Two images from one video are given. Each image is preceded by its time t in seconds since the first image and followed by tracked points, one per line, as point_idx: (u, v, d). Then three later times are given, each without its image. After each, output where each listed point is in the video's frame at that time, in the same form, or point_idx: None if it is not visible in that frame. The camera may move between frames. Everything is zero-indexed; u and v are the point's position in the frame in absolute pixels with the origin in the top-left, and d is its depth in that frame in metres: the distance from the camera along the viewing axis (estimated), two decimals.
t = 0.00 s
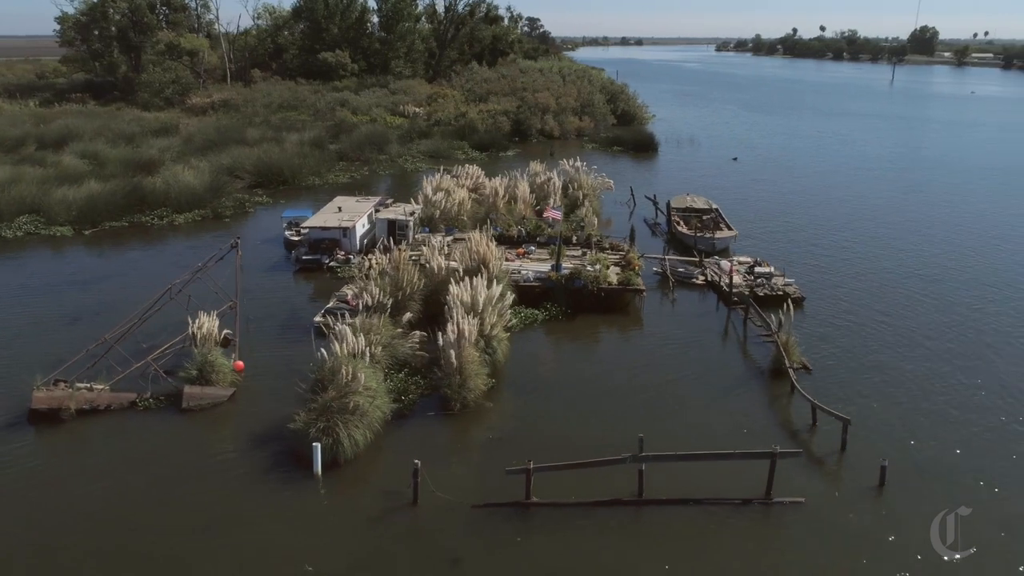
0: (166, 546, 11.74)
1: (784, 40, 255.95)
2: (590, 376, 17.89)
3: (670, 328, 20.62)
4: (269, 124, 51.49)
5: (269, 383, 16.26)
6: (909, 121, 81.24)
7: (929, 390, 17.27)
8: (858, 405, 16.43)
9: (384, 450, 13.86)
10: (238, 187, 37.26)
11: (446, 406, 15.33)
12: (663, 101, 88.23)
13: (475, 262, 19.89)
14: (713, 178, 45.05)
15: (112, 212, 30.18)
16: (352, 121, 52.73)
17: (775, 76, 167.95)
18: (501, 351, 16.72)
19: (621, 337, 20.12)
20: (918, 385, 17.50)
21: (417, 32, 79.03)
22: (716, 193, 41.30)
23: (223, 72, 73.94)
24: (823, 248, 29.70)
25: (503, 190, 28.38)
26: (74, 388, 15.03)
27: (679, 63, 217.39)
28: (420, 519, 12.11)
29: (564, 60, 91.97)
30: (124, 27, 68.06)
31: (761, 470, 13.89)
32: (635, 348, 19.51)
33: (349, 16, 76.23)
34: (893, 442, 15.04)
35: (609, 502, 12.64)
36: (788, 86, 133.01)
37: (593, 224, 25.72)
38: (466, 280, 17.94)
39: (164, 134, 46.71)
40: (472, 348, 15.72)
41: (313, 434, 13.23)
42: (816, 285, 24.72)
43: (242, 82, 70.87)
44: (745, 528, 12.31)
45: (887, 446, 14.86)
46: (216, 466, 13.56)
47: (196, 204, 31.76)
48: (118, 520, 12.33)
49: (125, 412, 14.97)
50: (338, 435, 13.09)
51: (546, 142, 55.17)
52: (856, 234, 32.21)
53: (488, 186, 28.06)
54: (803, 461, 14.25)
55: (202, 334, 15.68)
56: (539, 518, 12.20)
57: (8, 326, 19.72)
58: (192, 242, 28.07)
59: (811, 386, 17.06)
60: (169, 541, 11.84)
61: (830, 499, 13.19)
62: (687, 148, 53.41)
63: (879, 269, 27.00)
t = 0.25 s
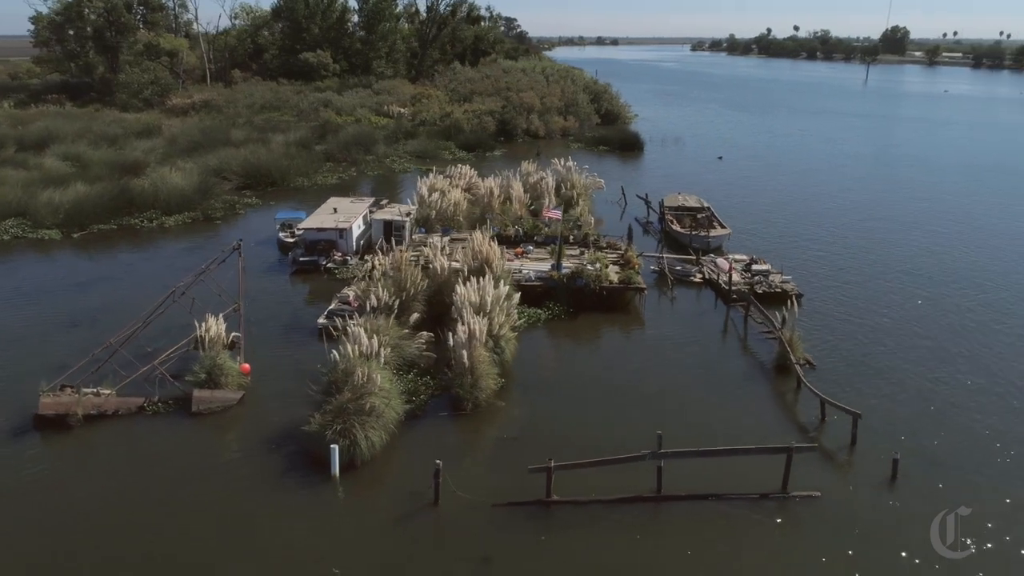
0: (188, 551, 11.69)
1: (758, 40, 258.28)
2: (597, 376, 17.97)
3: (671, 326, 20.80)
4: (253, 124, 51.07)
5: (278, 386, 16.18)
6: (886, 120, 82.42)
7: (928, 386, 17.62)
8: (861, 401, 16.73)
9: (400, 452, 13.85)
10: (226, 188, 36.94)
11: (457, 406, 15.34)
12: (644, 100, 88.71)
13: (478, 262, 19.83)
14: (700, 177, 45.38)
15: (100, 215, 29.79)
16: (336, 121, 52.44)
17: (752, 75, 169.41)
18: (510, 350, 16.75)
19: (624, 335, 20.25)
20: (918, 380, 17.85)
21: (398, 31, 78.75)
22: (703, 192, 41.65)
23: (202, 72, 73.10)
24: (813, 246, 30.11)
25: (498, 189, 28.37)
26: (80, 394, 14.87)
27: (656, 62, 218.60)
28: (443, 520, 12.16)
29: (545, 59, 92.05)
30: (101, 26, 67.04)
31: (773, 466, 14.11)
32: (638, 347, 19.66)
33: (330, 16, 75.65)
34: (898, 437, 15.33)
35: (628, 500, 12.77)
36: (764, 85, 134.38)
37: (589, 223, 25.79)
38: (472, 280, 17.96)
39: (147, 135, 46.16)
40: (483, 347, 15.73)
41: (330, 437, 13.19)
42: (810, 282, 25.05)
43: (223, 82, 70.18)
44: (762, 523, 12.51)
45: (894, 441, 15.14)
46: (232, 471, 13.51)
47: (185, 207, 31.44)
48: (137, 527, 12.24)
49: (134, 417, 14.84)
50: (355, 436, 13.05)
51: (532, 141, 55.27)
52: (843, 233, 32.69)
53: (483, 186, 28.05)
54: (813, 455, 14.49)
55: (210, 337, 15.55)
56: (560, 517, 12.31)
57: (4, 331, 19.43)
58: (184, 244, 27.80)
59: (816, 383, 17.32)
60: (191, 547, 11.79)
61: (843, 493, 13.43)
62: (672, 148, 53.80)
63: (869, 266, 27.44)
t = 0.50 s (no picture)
0: (208, 554, 11.63)
1: (737, 40, 260.31)
2: (603, 375, 18.09)
3: (672, 324, 20.95)
4: (239, 125, 50.68)
5: (286, 387, 16.11)
6: (866, 119, 83.46)
7: (929, 381, 17.92)
8: (865, 397, 16.97)
9: (414, 452, 13.87)
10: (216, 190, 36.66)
11: (469, 406, 15.36)
12: (628, 100, 89.12)
13: (482, 263, 19.86)
14: (688, 176, 45.70)
15: (91, 217, 29.44)
16: (324, 121, 52.19)
17: (732, 74, 170.61)
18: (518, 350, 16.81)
19: (627, 334, 20.38)
20: (918, 376, 18.15)
21: (383, 31, 78.50)
22: (692, 191, 41.94)
23: (185, 73, 72.35)
24: (805, 244, 30.47)
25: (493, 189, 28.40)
26: (88, 398, 14.75)
27: (636, 62, 219.41)
28: (464, 519, 12.21)
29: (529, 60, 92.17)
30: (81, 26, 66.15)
31: (784, 461, 14.29)
32: (641, 345, 19.79)
33: (313, 16, 75.19)
34: (904, 432, 15.58)
35: (645, 497, 12.88)
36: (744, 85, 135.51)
37: (587, 222, 25.87)
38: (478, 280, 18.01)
39: (132, 137, 45.66)
40: (493, 347, 15.77)
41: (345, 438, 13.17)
42: (805, 280, 25.35)
43: (206, 83, 69.55)
44: (778, 518, 12.68)
45: (899, 436, 15.39)
46: (247, 473, 13.46)
47: (177, 208, 31.15)
48: (154, 532, 12.17)
49: (143, 421, 14.74)
50: (371, 437, 13.04)
51: (520, 141, 55.35)
52: (833, 231, 33.09)
53: (479, 186, 28.06)
54: (822, 451, 14.71)
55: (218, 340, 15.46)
56: (580, 515, 12.40)
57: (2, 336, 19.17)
58: (178, 246, 27.56)
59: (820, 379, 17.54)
60: (211, 550, 11.74)
61: (854, 487, 13.64)
62: (659, 147, 54.12)
63: (862, 264, 27.82)
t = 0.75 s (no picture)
0: (235, 557, 11.61)
1: (714, 40, 262.27)
2: (610, 373, 18.23)
3: (674, 322, 21.14)
4: (224, 126, 50.22)
5: (296, 389, 16.05)
6: (845, 118, 84.48)
7: (929, 377, 18.26)
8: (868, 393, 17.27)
9: (430, 452, 13.91)
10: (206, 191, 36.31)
11: (483, 405, 15.38)
12: (610, 100, 89.52)
13: (486, 262, 19.86)
14: (677, 175, 46.01)
15: (80, 220, 29.04)
16: (310, 122, 51.88)
17: (710, 74, 171.83)
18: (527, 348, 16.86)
19: (631, 331, 20.53)
20: (919, 372, 18.49)
21: (365, 31, 78.14)
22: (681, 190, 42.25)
23: (165, 74, 71.53)
24: (796, 243, 30.85)
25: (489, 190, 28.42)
26: (97, 402, 14.59)
27: (615, 63, 219.93)
28: (487, 518, 12.28)
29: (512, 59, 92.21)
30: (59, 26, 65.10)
31: (795, 456, 14.52)
32: (645, 343, 19.96)
33: (296, 16, 74.62)
34: (910, 426, 15.88)
35: (663, 494, 13.02)
36: (723, 85, 136.58)
37: (584, 222, 25.94)
38: (484, 279, 18.05)
39: (116, 139, 45.07)
40: (504, 346, 15.82)
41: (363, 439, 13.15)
42: (800, 278, 25.66)
43: (187, 84, 68.82)
44: (796, 512, 12.88)
45: (904, 430, 15.68)
46: (266, 476, 13.42)
47: (168, 210, 30.84)
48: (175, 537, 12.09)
49: (153, 426, 14.61)
50: (389, 439, 13.04)
51: (507, 141, 55.42)
52: (823, 229, 33.51)
53: (475, 186, 28.06)
54: (834, 446, 14.93)
55: (228, 342, 15.34)
56: (602, 512, 12.52)
57: None
58: (171, 248, 27.29)
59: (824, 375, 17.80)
60: (234, 553, 11.69)
61: (865, 481, 13.90)
62: (646, 147, 54.46)
63: (853, 261, 28.24)
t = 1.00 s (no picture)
0: (254, 560, 11.57)
1: (693, 40, 263.91)
2: (614, 371, 18.34)
3: (674, 320, 21.30)
4: (209, 127, 49.79)
5: (303, 391, 15.99)
6: (824, 117, 85.45)
7: (927, 373, 18.55)
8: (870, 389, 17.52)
9: (444, 452, 13.93)
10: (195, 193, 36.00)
11: (493, 405, 15.40)
12: (593, 100, 89.80)
13: (488, 262, 19.89)
14: (665, 174, 46.33)
15: (70, 222, 28.70)
16: (296, 122, 51.59)
17: (690, 74, 172.86)
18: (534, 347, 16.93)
19: (632, 330, 20.65)
20: (917, 368, 18.79)
21: (349, 31, 77.77)
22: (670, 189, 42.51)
23: (146, 74, 70.76)
24: (787, 241, 31.18)
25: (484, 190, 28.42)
26: (103, 406, 14.47)
27: (595, 62, 220.43)
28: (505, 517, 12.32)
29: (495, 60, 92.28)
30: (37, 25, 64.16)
31: (804, 451, 14.71)
32: (647, 341, 20.10)
33: (278, 16, 74.18)
34: (913, 422, 16.12)
35: (678, 490, 13.14)
36: (704, 85, 137.48)
37: (581, 221, 26.02)
38: (489, 279, 18.10)
39: (101, 140, 44.57)
40: (513, 346, 15.87)
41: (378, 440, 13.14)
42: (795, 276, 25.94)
43: (169, 84, 68.13)
44: (808, 507, 13.07)
45: (907, 425, 15.93)
46: (279, 479, 13.37)
47: (159, 212, 30.56)
48: (192, 541, 12.03)
49: (161, 430, 14.52)
50: (404, 439, 13.04)
51: (494, 141, 55.45)
52: (813, 227, 33.90)
53: (470, 186, 28.04)
54: (841, 442, 15.13)
55: (236, 345, 15.27)
56: (619, 509, 12.62)
57: None
58: (164, 250, 27.04)
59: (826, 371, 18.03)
60: (254, 557, 11.65)
61: (873, 475, 14.11)
62: (633, 147, 54.72)
63: (845, 259, 28.59)
